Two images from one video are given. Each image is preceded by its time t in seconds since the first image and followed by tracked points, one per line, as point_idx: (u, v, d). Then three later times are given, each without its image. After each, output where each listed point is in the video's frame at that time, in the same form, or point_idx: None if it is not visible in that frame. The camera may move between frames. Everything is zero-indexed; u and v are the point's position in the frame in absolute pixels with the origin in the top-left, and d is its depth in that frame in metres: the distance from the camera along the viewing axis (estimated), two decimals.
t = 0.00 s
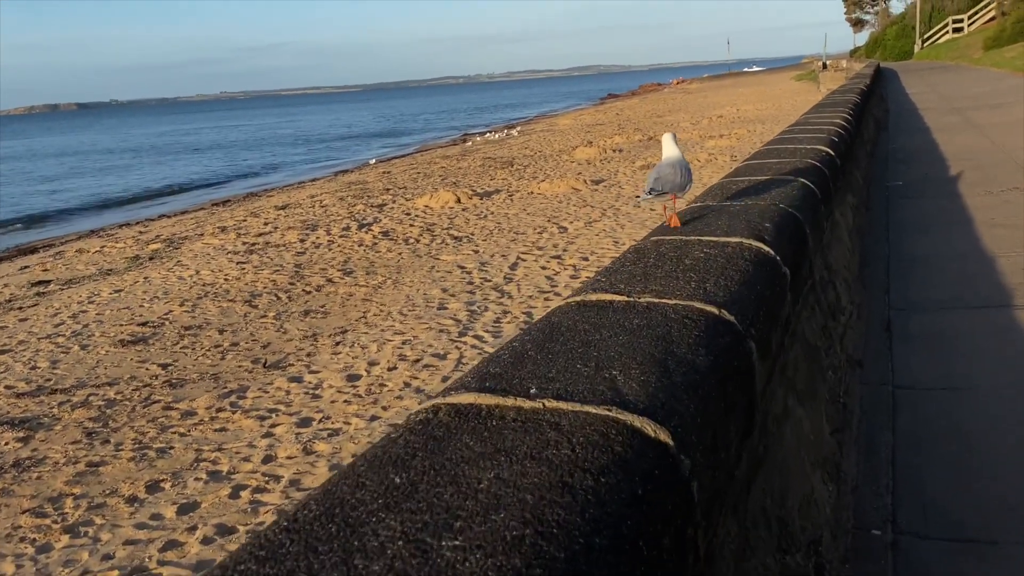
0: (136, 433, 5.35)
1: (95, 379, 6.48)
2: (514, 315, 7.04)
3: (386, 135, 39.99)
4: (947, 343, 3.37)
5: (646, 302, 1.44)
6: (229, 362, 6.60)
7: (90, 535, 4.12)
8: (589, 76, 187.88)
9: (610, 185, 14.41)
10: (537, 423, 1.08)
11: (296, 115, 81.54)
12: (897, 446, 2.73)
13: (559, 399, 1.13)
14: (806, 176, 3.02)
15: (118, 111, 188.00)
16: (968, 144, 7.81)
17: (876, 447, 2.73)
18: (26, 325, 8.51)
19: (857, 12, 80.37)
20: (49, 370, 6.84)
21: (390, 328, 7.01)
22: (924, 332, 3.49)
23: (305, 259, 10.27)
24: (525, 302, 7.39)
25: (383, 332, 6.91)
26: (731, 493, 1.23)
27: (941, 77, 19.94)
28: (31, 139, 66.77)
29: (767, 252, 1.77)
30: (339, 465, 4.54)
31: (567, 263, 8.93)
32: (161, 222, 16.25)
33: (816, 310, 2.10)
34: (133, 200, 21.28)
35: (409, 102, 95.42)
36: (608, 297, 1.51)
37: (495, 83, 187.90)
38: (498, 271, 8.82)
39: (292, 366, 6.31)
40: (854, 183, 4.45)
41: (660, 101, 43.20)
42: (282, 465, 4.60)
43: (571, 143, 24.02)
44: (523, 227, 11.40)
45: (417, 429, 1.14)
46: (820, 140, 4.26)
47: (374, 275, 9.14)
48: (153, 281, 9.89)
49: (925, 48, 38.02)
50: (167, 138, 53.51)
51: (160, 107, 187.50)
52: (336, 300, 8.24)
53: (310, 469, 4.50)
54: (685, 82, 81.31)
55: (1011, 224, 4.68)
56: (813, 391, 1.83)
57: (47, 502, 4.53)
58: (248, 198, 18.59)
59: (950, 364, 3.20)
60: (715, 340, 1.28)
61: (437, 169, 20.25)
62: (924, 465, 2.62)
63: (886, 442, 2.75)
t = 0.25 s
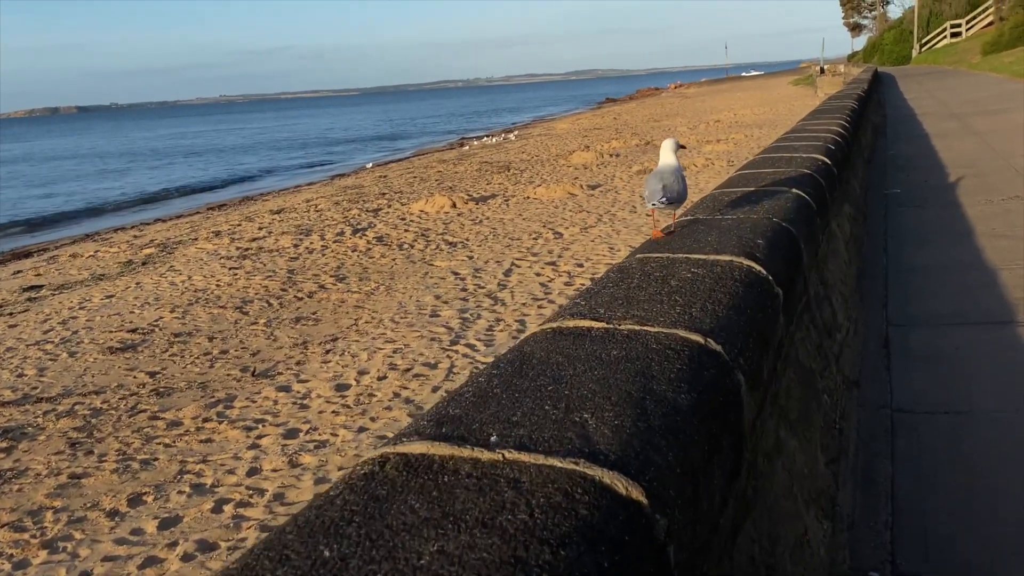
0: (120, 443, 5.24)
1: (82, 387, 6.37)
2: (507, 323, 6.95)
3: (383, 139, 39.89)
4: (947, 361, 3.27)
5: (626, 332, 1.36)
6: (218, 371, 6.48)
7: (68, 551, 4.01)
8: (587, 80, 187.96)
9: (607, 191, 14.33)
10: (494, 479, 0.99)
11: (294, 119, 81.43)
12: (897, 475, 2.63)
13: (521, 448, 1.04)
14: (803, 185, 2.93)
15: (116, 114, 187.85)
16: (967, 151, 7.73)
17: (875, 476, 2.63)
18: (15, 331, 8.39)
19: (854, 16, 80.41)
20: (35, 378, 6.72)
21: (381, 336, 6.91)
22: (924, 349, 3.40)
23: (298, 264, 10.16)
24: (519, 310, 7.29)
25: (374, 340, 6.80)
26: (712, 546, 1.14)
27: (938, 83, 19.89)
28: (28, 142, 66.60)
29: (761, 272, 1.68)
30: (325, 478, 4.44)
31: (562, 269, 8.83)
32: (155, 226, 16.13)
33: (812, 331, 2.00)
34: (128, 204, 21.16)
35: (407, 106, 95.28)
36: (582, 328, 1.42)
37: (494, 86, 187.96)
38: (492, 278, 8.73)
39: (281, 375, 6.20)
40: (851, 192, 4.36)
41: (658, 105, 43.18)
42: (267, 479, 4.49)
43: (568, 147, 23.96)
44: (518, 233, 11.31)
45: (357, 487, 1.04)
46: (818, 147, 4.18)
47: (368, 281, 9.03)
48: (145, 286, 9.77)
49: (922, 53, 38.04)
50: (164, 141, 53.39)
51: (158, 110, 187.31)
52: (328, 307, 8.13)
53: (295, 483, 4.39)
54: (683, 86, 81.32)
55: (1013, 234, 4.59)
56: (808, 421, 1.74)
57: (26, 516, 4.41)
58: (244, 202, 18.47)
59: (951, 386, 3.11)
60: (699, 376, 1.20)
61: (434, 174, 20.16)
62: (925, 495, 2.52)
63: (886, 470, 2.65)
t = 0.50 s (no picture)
0: (103, 454, 5.13)
1: (68, 395, 6.26)
2: (500, 331, 6.86)
3: (383, 143, 39.82)
4: (946, 381, 3.18)
5: (594, 367, 1.28)
6: (206, 379, 6.37)
7: (45, 567, 3.91)
8: (588, 84, 187.99)
9: (605, 195, 14.24)
10: (427, 550, 0.91)
11: (294, 122, 81.37)
12: (894, 506, 2.53)
13: (464, 507, 0.97)
14: (798, 194, 2.84)
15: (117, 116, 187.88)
16: (967, 158, 7.64)
17: (872, 507, 2.53)
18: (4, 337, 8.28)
19: (855, 20, 80.40)
20: (22, 385, 6.60)
21: (372, 343, 6.81)
22: (923, 367, 3.31)
23: (292, 269, 10.06)
24: (512, 317, 7.20)
25: (365, 348, 6.71)
26: None
27: (939, 88, 19.82)
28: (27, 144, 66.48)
29: (749, 292, 1.60)
30: (309, 491, 4.34)
31: (557, 276, 8.75)
32: (151, 230, 16.02)
33: (804, 355, 1.91)
34: (125, 207, 21.05)
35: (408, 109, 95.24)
36: (547, 360, 1.34)
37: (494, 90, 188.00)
38: (486, 284, 8.64)
39: (270, 384, 6.10)
40: (849, 202, 4.27)
41: (658, 109, 43.12)
42: (251, 492, 4.39)
43: (567, 151, 23.88)
44: (514, 238, 11.22)
45: (277, 556, 0.96)
46: (815, 155, 4.08)
47: (361, 287, 8.94)
48: (137, 291, 9.66)
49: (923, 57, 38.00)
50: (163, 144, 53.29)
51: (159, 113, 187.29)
52: (320, 313, 8.03)
53: (279, 496, 4.30)
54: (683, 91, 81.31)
55: (1017, 245, 4.49)
56: (797, 454, 1.65)
57: (4, 529, 4.31)
58: (241, 206, 18.37)
59: (951, 407, 3.02)
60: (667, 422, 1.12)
61: (432, 178, 20.08)
62: (923, 527, 2.43)
63: (882, 501, 2.55)
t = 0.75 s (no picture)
0: (85, 464, 5.01)
1: (54, 403, 6.15)
2: (493, 339, 6.77)
3: (383, 146, 39.72)
4: (945, 400, 3.09)
5: (551, 404, 1.21)
6: (195, 387, 6.26)
7: None
8: (590, 87, 187.94)
9: (604, 200, 14.14)
10: None
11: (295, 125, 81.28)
12: (886, 536, 2.42)
13: None
14: (796, 202, 2.74)
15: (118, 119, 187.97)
16: (968, 164, 7.54)
17: (863, 535, 2.42)
18: None
19: (858, 24, 80.30)
20: (8, 393, 6.49)
21: (364, 351, 6.71)
22: (922, 385, 3.21)
23: (286, 274, 9.96)
24: (506, 325, 7.10)
25: (356, 356, 6.61)
26: None
27: (942, 92, 19.69)
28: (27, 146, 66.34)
29: (734, 314, 1.52)
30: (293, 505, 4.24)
31: (553, 282, 8.64)
32: (147, 233, 15.92)
33: (793, 378, 1.83)
34: (123, 211, 20.94)
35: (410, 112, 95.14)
36: (501, 395, 1.28)
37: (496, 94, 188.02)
38: (481, 291, 8.55)
39: (258, 392, 6.00)
40: (849, 209, 4.18)
41: (660, 113, 43.06)
42: (233, 505, 4.29)
43: (567, 155, 23.80)
44: (511, 244, 11.13)
45: None
46: (814, 161, 3.99)
47: (355, 293, 8.83)
48: (129, 295, 9.55)
49: (925, 62, 37.95)
50: (162, 147, 53.16)
51: (160, 116, 187.39)
52: (313, 319, 7.93)
53: (262, 510, 4.20)
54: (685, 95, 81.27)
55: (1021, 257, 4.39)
56: (780, 489, 1.57)
57: None
58: (239, 210, 18.26)
59: (949, 429, 2.93)
60: (623, 476, 1.05)
61: (430, 182, 19.99)
62: (916, 559, 2.32)
63: (873, 530, 2.45)
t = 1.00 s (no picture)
0: (68, 475, 4.90)
1: (39, 411, 6.04)
2: (487, 347, 6.67)
3: (383, 149, 39.64)
4: (948, 422, 2.98)
5: (508, 446, 1.11)
6: (183, 394, 6.16)
7: None
8: (591, 91, 187.92)
9: (603, 205, 14.04)
10: None
11: (296, 128, 81.24)
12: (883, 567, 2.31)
13: None
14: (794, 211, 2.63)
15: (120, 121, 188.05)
16: (971, 170, 7.42)
17: (859, 566, 2.31)
18: None
19: (860, 28, 80.21)
20: None
21: (355, 359, 6.60)
22: (923, 405, 3.10)
23: (280, 279, 9.84)
24: (501, 332, 6.99)
25: (348, 364, 6.49)
26: None
27: (944, 96, 19.56)
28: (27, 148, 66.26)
29: (718, 337, 1.41)
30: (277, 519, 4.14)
31: (550, 288, 8.53)
32: (143, 237, 15.82)
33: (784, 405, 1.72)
34: (120, 214, 20.84)
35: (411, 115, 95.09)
36: (455, 432, 1.18)
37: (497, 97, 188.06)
38: (477, 297, 8.44)
39: (247, 401, 5.89)
40: (849, 218, 4.06)
41: (661, 117, 42.97)
42: (216, 519, 4.18)
43: (567, 159, 23.70)
44: (508, 248, 11.03)
45: None
46: (813, 167, 3.87)
47: (350, 299, 8.72)
48: (121, 300, 9.45)
49: (927, 66, 37.85)
50: (162, 149, 53.08)
51: (162, 118, 187.50)
52: (306, 325, 7.82)
53: (245, 524, 4.09)
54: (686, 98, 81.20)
55: None
56: (768, 530, 1.46)
57: None
58: (237, 213, 18.16)
59: (951, 453, 2.82)
60: (581, 534, 0.95)
61: (429, 185, 19.89)
62: None
63: (870, 561, 2.33)
